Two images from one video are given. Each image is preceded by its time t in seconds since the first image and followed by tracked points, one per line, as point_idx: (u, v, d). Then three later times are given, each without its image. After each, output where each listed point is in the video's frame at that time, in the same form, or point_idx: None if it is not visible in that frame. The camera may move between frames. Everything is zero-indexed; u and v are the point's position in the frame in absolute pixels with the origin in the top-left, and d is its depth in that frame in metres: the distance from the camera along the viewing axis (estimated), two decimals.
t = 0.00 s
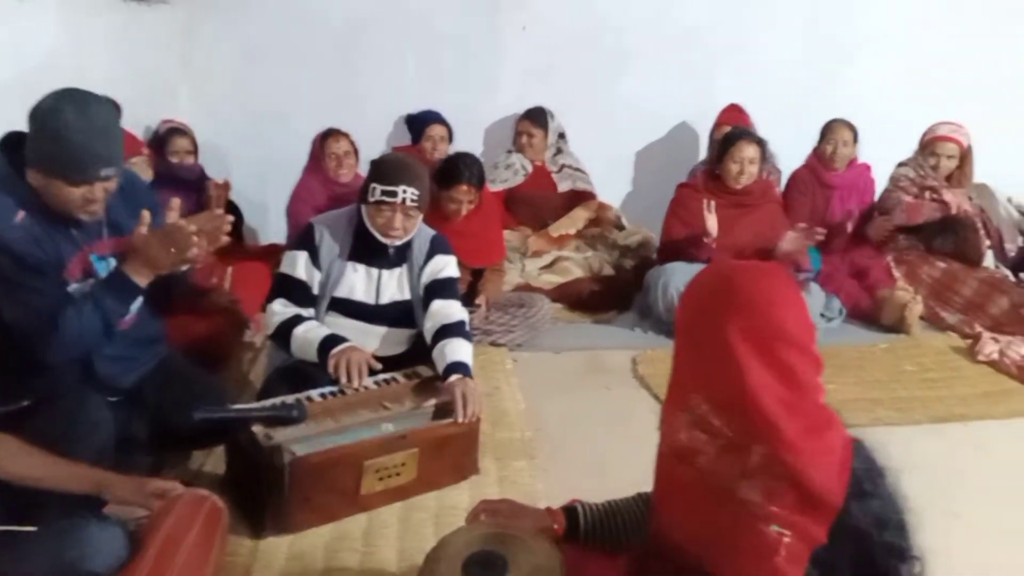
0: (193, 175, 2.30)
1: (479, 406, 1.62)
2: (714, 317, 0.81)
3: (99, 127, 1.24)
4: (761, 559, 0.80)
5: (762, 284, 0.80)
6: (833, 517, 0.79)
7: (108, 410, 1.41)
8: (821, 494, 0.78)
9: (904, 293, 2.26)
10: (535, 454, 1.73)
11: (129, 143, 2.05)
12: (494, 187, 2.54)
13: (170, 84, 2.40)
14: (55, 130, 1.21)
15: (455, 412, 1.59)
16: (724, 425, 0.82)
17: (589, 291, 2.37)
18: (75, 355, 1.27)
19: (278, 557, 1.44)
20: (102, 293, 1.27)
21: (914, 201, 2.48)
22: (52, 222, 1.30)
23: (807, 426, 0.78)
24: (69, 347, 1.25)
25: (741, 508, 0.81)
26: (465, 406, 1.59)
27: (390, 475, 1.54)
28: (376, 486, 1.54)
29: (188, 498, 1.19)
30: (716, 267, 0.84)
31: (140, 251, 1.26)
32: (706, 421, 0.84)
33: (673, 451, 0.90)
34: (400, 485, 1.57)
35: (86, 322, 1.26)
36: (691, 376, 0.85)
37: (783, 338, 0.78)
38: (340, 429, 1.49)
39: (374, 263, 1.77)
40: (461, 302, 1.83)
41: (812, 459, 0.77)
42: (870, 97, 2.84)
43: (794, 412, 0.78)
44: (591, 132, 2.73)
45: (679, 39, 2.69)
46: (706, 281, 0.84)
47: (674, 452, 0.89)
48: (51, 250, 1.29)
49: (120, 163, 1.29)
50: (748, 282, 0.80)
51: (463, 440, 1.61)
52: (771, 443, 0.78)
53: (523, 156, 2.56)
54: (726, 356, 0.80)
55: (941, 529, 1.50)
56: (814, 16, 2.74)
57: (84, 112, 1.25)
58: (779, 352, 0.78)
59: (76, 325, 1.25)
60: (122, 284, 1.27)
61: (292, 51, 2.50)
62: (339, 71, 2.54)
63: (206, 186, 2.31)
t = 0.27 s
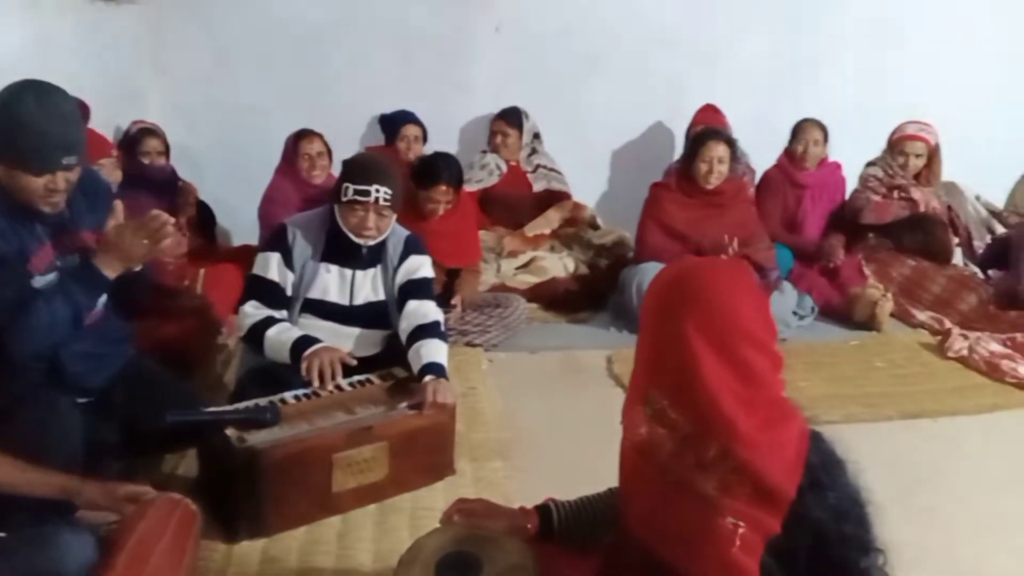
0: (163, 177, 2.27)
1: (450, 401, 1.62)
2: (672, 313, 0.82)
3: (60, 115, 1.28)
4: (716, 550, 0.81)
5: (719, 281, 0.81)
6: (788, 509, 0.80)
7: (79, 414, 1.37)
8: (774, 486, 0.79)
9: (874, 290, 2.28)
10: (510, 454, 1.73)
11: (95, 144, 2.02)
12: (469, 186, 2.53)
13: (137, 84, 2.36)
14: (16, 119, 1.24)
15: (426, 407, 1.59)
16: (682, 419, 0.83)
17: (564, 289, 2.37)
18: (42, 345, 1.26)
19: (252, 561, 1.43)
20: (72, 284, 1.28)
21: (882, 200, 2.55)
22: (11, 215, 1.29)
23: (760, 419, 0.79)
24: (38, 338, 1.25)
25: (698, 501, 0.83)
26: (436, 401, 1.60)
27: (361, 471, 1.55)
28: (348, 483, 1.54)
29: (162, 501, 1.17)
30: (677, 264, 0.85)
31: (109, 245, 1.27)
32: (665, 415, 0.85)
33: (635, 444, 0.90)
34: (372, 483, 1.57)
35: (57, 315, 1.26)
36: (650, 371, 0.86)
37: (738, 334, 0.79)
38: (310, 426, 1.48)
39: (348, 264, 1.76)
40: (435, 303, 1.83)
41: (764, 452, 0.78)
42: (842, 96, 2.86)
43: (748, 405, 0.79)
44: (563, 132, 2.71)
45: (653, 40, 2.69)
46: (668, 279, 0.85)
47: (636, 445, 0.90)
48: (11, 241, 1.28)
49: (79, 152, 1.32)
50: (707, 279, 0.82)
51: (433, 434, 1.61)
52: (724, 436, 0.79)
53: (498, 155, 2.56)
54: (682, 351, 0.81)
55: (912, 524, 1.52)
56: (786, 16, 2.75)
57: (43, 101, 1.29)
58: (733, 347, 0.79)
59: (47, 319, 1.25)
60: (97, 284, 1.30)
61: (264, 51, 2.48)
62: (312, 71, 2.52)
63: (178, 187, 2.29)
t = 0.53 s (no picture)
0: (140, 180, 2.26)
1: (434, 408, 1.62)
2: (649, 313, 0.82)
3: (31, 114, 1.28)
4: (691, 550, 0.81)
5: (696, 281, 0.81)
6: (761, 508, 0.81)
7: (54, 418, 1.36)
8: (747, 485, 0.79)
9: (850, 287, 2.30)
10: (490, 454, 1.73)
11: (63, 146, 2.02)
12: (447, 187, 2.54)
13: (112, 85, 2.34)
14: None
15: (410, 415, 1.58)
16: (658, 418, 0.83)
17: (544, 289, 2.37)
18: (19, 347, 1.30)
19: (231, 565, 1.42)
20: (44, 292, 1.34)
21: (854, 196, 2.59)
22: None
23: (734, 419, 0.80)
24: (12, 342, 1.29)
25: (673, 501, 0.83)
26: (420, 409, 1.59)
27: (345, 479, 1.54)
28: (332, 490, 1.53)
29: (138, 505, 1.16)
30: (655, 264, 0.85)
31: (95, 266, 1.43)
32: (641, 415, 0.85)
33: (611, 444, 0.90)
34: (355, 489, 1.56)
35: (28, 320, 1.30)
36: (627, 372, 0.86)
37: (713, 334, 0.79)
38: (292, 433, 1.47)
39: (325, 266, 1.75)
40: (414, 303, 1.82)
41: (739, 452, 0.79)
42: (817, 95, 2.89)
43: (722, 406, 0.80)
44: (540, 133, 2.71)
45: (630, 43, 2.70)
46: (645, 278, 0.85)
47: (612, 445, 0.90)
48: None
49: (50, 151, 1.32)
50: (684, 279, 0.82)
51: (416, 444, 1.61)
52: (700, 436, 0.80)
53: (476, 155, 2.56)
54: (659, 351, 0.81)
55: (890, 520, 1.53)
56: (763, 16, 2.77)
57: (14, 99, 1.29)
58: (709, 348, 0.79)
59: (19, 323, 1.29)
60: (64, 292, 1.38)
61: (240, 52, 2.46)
62: (289, 72, 2.51)
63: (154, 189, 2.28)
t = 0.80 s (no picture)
0: (110, 181, 2.28)
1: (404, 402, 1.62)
2: (635, 307, 0.83)
3: (16, 116, 1.32)
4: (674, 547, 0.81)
5: (680, 278, 0.83)
6: (743, 507, 0.81)
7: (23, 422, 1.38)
8: (729, 485, 0.80)
9: (822, 281, 2.34)
10: (466, 453, 1.73)
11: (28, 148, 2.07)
12: (420, 185, 2.51)
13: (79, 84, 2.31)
14: None
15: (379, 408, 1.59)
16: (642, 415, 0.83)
17: (517, 288, 2.42)
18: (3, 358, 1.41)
19: (206, 567, 1.42)
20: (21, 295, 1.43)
21: (824, 193, 2.61)
22: None
23: (716, 415, 0.80)
24: None
25: (656, 500, 0.83)
26: (389, 403, 1.60)
27: (315, 475, 1.53)
28: (303, 487, 1.52)
29: (110, 509, 1.15)
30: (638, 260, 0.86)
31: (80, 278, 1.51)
32: (623, 412, 0.85)
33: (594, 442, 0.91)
34: (327, 486, 1.56)
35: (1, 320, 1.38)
36: (610, 367, 0.86)
37: (696, 331, 0.80)
38: (262, 431, 1.47)
39: (298, 266, 1.75)
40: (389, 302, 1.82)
41: (721, 448, 0.80)
42: (812, 89, 2.75)
43: (705, 401, 0.80)
44: (514, 129, 2.61)
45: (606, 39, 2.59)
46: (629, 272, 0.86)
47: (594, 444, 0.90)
48: None
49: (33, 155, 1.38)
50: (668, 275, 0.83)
51: (388, 436, 1.60)
52: (682, 434, 0.80)
53: (450, 153, 2.52)
54: (643, 344, 0.82)
55: (863, 514, 1.55)
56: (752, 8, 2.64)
57: None
58: (692, 342, 0.80)
59: None
60: (41, 296, 1.47)
61: (210, 47, 2.39)
62: (261, 69, 2.43)
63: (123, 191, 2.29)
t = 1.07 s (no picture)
0: (76, 181, 2.23)
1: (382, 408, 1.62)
2: (612, 307, 0.83)
3: (13, 126, 1.29)
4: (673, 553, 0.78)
5: (654, 277, 0.82)
6: (737, 502, 0.80)
7: None
8: (721, 479, 0.78)
9: (788, 277, 2.38)
10: (439, 450, 1.72)
11: None
12: (392, 185, 2.52)
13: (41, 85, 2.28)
14: None
15: (359, 415, 1.59)
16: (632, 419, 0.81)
17: (490, 285, 2.39)
18: None
19: (176, 569, 1.41)
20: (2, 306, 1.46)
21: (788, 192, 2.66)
22: None
23: (707, 413, 0.79)
24: None
25: (648, 505, 0.80)
26: (368, 409, 1.59)
27: (292, 480, 1.52)
28: (278, 491, 1.52)
29: (76, 515, 1.12)
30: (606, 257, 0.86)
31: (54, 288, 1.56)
32: (610, 418, 0.84)
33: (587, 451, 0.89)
34: (302, 489, 1.55)
35: None
36: (594, 373, 0.84)
37: (677, 328, 0.80)
38: (236, 434, 1.47)
39: (267, 267, 1.75)
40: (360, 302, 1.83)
41: (713, 447, 0.78)
42: (777, 87, 2.78)
43: (694, 400, 0.79)
44: (484, 130, 2.62)
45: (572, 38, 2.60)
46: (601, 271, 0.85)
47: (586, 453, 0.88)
48: None
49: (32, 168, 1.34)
50: (643, 274, 0.83)
51: (365, 442, 1.61)
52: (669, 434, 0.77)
53: (421, 153, 2.53)
54: (625, 346, 0.81)
55: (830, 503, 1.59)
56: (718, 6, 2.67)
57: None
58: (675, 339, 0.79)
59: None
60: (20, 308, 1.50)
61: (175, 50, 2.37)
62: (229, 72, 2.42)
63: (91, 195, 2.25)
